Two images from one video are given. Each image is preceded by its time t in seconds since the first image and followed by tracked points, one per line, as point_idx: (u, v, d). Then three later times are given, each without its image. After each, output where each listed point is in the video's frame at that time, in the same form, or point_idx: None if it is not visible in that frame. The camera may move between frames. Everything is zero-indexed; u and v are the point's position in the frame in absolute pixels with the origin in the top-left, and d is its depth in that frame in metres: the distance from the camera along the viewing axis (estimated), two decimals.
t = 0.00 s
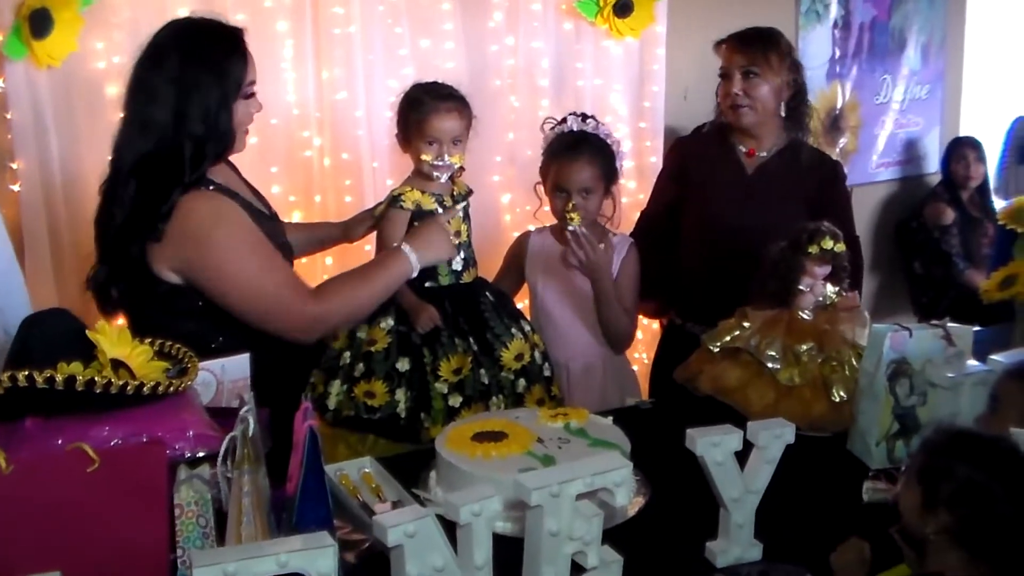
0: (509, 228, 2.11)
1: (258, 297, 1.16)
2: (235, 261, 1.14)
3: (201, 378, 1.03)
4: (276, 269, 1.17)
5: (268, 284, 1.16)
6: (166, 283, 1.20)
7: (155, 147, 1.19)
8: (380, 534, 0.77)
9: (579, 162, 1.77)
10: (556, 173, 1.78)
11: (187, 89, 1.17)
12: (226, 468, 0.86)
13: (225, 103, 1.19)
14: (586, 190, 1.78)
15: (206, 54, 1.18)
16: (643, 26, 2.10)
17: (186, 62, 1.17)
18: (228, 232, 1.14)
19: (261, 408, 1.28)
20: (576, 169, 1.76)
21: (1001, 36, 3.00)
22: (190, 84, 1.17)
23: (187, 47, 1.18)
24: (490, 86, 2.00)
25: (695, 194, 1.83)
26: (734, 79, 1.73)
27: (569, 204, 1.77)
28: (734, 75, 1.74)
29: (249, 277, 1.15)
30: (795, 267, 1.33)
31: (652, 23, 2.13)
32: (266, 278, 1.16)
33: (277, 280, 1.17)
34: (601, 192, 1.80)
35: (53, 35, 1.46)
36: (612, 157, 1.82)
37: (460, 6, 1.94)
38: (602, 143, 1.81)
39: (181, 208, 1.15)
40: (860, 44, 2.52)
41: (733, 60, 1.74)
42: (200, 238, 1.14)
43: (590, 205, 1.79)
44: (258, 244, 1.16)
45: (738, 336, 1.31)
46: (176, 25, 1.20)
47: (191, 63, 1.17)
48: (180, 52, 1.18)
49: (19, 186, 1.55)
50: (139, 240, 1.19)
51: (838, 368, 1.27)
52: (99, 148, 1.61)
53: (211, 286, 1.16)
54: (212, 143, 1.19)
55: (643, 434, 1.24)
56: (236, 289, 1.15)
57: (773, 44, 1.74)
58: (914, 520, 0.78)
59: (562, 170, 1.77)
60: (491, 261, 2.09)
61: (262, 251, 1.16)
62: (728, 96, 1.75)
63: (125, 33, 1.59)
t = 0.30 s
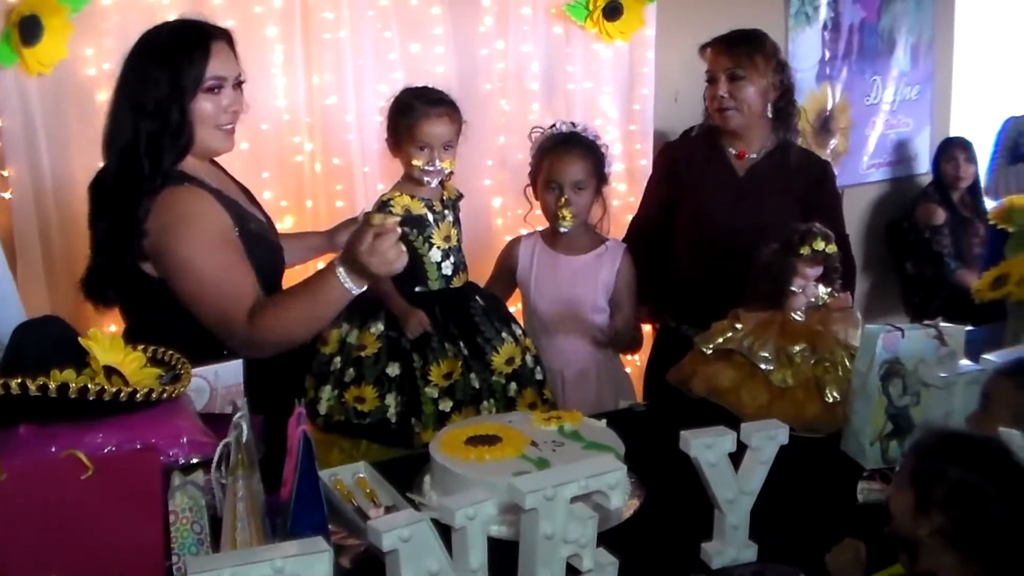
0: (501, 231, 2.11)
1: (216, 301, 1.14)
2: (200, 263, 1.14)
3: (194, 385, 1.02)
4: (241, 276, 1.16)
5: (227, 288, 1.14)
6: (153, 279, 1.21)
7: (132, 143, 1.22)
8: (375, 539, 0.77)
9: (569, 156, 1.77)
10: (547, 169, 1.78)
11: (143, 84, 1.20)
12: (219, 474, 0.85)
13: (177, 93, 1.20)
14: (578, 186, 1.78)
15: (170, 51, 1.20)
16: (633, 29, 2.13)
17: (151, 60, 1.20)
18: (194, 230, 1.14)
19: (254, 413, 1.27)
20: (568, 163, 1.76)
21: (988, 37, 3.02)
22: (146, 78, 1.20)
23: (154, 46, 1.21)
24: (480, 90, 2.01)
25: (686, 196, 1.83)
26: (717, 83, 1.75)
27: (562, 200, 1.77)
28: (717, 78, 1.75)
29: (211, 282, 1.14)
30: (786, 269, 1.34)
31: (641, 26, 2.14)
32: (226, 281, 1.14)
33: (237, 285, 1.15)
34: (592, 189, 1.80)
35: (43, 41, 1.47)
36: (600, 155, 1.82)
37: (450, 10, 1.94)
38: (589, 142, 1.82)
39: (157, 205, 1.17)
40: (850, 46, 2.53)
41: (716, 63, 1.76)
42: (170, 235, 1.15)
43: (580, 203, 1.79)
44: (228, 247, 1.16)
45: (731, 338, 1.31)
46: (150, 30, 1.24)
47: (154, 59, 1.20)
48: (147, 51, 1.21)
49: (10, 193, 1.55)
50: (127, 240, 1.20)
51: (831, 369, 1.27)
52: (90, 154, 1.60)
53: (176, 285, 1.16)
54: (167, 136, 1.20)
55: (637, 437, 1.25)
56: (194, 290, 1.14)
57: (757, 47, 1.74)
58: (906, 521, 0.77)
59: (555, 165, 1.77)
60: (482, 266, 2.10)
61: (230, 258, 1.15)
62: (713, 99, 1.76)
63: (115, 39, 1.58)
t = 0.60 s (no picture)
0: (501, 235, 2.11)
1: (207, 308, 1.15)
2: (197, 269, 1.14)
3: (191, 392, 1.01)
4: (234, 281, 1.17)
5: (221, 292, 1.15)
6: (141, 286, 1.21)
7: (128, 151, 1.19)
8: (378, 544, 0.77)
9: (567, 159, 1.77)
10: (545, 172, 1.78)
11: (149, 91, 1.17)
12: (223, 480, 0.85)
13: (187, 103, 1.19)
14: (577, 186, 1.77)
15: (173, 57, 1.18)
16: (631, 32, 2.13)
17: (153, 64, 1.18)
18: (186, 235, 1.14)
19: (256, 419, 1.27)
20: (566, 165, 1.76)
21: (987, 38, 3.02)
22: (152, 85, 1.17)
23: (153, 51, 1.19)
24: (479, 95, 2.01)
25: (686, 198, 1.83)
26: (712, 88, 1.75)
27: (561, 201, 1.76)
28: (711, 84, 1.75)
29: (208, 288, 1.15)
30: (787, 269, 1.34)
31: (639, 29, 2.14)
32: (223, 288, 1.16)
33: (231, 290, 1.16)
34: (590, 191, 1.80)
35: (43, 49, 1.47)
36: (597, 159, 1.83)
37: (449, 15, 1.95)
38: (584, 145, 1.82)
39: (148, 211, 1.17)
40: (848, 47, 2.53)
41: (711, 67, 1.75)
42: (166, 241, 1.14)
43: (578, 205, 1.78)
44: (222, 252, 1.16)
45: (733, 339, 1.32)
46: (144, 34, 1.21)
47: (156, 64, 1.18)
48: (145, 55, 1.18)
49: (11, 202, 1.55)
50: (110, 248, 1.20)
51: (833, 371, 1.27)
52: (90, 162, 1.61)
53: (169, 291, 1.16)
54: (173, 145, 1.19)
55: (640, 440, 1.24)
56: (188, 294, 1.15)
57: (753, 49, 1.74)
58: (921, 528, 0.80)
59: (552, 167, 1.77)
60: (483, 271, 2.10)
61: (226, 265, 1.16)
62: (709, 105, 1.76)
63: (114, 47, 1.59)
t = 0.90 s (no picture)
0: (505, 234, 2.11)
1: (214, 308, 1.16)
2: (202, 270, 1.15)
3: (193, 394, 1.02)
4: (239, 281, 1.17)
5: (228, 292, 1.16)
6: (145, 288, 1.22)
7: (128, 153, 1.18)
8: (380, 543, 0.77)
9: (561, 158, 1.74)
10: (539, 169, 1.74)
11: (161, 93, 1.17)
12: (225, 480, 0.84)
13: (200, 105, 1.18)
14: (570, 185, 1.74)
15: (181, 59, 1.18)
16: (634, 30, 2.12)
17: (158, 66, 1.17)
18: (191, 236, 1.15)
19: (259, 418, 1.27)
20: (560, 163, 1.73)
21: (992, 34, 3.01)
22: (164, 88, 1.17)
23: (158, 52, 1.18)
24: (482, 93, 2.01)
25: (691, 196, 1.83)
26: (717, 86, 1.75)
27: (555, 201, 1.73)
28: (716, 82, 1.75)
29: (213, 289, 1.15)
30: (792, 269, 1.32)
31: (643, 27, 2.13)
32: (227, 289, 1.16)
33: (237, 291, 1.17)
34: (584, 190, 1.77)
35: (46, 49, 1.48)
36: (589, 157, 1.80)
37: (452, 14, 1.94)
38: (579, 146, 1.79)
39: (152, 211, 1.16)
40: (852, 44, 2.52)
41: (715, 65, 1.75)
42: (170, 243, 1.15)
43: (573, 203, 1.75)
44: (227, 252, 1.17)
45: (736, 338, 1.30)
46: (142, 34, 1.20)
47: (164, 67, 1.17)
48: (151, 56, 1.17)
49: (14, 201, 1.55)
50: (120, 251, 1.18)
51: (837, 369, 1.26)
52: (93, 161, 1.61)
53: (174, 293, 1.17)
54: (190, 143, 1.19)
55: (643, 439, 1.24)
56: (195, 294, 1.15)
57: (758, 46, 1.73)
58: (933, 522, 0.84)
59: (546, 166, 1.73)
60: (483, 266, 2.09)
61: (231, 266, 1.17)
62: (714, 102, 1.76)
63: (117, 47, 1.59)
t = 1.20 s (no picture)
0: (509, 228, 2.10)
1: (218, 302, 1.16)
2: (206, 265, 1.15)
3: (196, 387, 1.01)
4: (244, 276, 1.17)
5: (232, 288, 1.16)
6: (150, 284, 1.21)
7: (133, 148, 1.18)
8: (384, 538, 0.77)
9: (557, 151, 1.73)
10: (536, 163, 1.74)
11: (167, 87, 1.16)
12: (228, 474, 0.84)
13: (206, 99, 1.18)
14: (567, 178, 1.73)
15: (187, 53, 1.17)
16: (640, 24, 2.08)
17: (163, 60, 1.17)
18: (196, 231, 1.15)
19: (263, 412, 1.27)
20: (558, 157, 1.72)
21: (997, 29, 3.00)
22: (169, 82, 1.16)
23: (163, 45, 1.17)
24: (487, 88, 2.00)
25: (695, 191, 1.83)
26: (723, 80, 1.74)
27: (552, 193, 1.72)
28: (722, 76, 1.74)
29: (218, 284, 1.15)
30: (796, 262, 1.33)
31: (648, 21, 2.13)
32: (232, 284, 1.16)
33: (241, 287, 1.17)
34: (582, 183, 1.76)
35: (52, 43, 1.45)
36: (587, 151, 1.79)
37: (456, 8, 1.94)
38: (576, 140, 1.78)
39: (156, 207, 1.16)
40: (858, 39, 2.51)
41: (722, 59, 1.75)
42: (176, 238, 1.15)
43: (573, 197, 1.75)
44: (232, 248, 1.17)
45: (741, 333, 1.30)
46: (148, 27, 1.20)
47: (169, 61, 1.17)
48: (157, 50, 1.17)
49: (20, 195, 1.54)
50: (125, 247, 1.18)
51: (842, 364, 1.26)
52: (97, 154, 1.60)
53: (179, 288, 1.17)
54: (196, 138, 1.18)
55: (646, 434, 1.24)
56: (199, 290, 1.15)
57: (765, 40, 1.73)
58: (932, 513, 0.83)
59: (543, 159, 1.73)
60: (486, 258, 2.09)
61: (236, 261, 1.17)
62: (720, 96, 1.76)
63: (122, 40, 1.59)
